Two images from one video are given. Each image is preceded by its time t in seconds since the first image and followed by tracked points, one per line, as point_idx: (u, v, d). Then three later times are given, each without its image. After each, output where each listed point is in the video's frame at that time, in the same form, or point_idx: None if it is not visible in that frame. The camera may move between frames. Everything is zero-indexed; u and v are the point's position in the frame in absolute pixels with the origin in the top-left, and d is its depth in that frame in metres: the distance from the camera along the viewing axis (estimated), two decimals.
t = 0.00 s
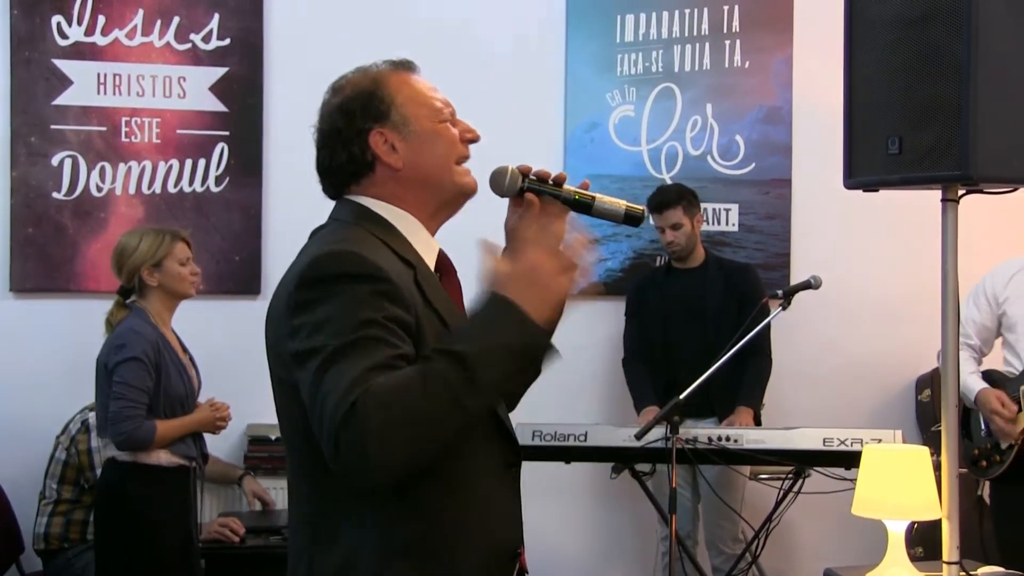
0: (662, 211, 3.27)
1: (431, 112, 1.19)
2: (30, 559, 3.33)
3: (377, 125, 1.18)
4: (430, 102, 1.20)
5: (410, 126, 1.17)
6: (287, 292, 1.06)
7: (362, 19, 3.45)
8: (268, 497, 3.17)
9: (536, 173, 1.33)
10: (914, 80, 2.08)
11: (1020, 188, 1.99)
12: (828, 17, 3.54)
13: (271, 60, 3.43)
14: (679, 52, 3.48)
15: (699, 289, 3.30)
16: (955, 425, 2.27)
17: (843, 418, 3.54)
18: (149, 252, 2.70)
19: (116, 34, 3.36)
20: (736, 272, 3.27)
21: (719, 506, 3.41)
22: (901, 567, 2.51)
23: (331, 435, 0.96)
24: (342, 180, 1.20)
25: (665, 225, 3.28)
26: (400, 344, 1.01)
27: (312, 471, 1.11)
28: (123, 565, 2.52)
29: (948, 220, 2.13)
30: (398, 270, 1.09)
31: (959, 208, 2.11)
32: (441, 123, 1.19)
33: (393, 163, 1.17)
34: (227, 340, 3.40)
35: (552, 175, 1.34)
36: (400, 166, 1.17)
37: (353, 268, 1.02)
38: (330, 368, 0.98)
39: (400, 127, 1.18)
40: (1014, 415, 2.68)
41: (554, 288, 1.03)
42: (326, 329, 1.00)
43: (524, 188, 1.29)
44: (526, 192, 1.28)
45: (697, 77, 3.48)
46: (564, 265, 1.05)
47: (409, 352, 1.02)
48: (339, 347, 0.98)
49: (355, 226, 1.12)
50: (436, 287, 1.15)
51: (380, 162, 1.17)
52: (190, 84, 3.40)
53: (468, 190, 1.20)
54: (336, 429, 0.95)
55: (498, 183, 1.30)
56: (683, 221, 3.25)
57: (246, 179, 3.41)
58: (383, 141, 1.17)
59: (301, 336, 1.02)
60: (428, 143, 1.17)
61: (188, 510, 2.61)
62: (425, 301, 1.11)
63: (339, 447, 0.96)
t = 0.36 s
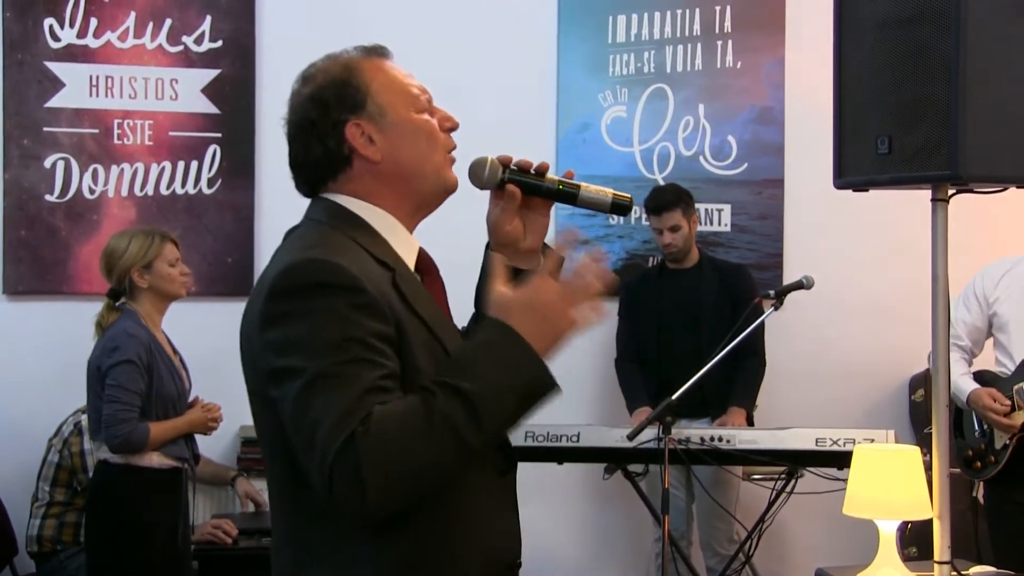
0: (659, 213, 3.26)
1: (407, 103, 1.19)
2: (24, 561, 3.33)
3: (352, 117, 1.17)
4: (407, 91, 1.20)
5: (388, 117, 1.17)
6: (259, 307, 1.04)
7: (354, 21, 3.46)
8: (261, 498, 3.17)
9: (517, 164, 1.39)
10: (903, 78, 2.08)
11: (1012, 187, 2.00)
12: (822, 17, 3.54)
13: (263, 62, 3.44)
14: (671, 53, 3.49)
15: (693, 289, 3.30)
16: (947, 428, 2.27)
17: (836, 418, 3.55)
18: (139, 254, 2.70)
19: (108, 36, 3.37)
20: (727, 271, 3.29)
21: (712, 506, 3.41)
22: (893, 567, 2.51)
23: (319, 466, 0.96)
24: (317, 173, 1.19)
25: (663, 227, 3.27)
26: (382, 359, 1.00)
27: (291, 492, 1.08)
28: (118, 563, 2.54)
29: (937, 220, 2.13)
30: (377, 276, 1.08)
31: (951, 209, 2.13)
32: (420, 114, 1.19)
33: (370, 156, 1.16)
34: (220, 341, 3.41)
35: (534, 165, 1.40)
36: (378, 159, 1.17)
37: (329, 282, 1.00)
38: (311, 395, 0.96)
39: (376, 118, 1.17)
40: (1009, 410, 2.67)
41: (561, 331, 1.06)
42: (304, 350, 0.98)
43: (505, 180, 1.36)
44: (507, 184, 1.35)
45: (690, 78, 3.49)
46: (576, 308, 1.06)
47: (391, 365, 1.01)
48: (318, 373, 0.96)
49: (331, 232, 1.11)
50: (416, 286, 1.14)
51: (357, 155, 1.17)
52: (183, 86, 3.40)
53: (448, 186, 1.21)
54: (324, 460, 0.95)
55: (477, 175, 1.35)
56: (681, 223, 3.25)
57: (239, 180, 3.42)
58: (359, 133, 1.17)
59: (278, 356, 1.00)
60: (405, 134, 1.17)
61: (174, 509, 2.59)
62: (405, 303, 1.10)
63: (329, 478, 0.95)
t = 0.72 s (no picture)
0: (661, 215, 3.25)
1: (401, 98, 1.20)
2: (23, 561, 3.34)
3: (344, 110, 1.17)
4: (402, 85, 1.20)
5: (380, 112, 1.17)
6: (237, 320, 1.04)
7: (354, 22, 3.46)
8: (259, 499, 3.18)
9: (516, 163, 1.40)
10: (900, 79, 2.08)
11: (1009, 187, 2.00)
12: (821, 18, 3.54)
13: (262, 63, 3.45)
14: (670, 54, 3.49)
15: (692, 291, 3.30)
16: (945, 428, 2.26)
17: (835, 419, 3.54)
18: (126, 254, 2.72)
19: (108, 37, 3.38)
20: (725, 272, 3.29)
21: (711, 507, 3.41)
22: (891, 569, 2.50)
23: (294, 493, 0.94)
24: (306, 166, 1.19)
25: (664, 228, 3.26)
26: (363, 379, 0.99)
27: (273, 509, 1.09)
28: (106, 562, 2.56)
29: (934, 221, 2.13)
30: (360, 289, 1.08)
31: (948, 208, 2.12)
32: (415, 110, 1.20)
33: (361, 152, 1.17)
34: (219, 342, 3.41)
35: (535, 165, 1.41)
36: (368, 154, 1.17)
37: (309, 298, 1.00)
38: (288, 419, 0.95)
39: (368, 113, 1.18)
40: None
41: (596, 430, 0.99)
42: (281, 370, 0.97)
43: (503, 179, 1.38)
44: (505, 184, 1.36)
45: (689, 78, 3.49)
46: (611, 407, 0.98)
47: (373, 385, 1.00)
48: (295, 398, 0.95)
49: (315, 236, 1.12)
50: (403, 295, 1.13)
51: (348, 150, 1.17)
52: (182, 87, 3.41)
53: (438, 186, 1.23)
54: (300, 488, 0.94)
55: (474, 173, 1.37)
56: (682, 224, 3.26)
57: (238, 181, 3.42)
58: (350, 128, 1.17)
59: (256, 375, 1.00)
60: (397, 131, 1.18)
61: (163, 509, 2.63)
62: (389, 315, 1.10)
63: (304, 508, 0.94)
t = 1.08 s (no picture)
0: (662, 216, 3.25)
1: (392, 104, 1.20)
2: (24, 557, 3.35)
3: (334, 115, 1.17)
4: (394, 91, 1.20)
5: (371, 119, 1.18)
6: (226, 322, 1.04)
7: (357, 20, 3.46)
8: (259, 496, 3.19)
9: (503, 164, 1.39)
10: (902, 81, 2.08)
11: (1011, 190, 2.00)
12: (823, 18, 3.54)
13: (265, 61, 3.45)
14: (672, 53, 3.49)
15: (692, 291, 3.30)
16: (944, 424, 2.28)
17: (835, 419, 3.55)
18: (120, 251, 2.74)
19: (110, 35, 3.37)
20: (726, 272, 3.29)
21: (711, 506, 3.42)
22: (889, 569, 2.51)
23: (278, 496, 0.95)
24: (296, 169, 1.20)
25: (665, 229, 3.26)
26: (348, 382, 0.99)
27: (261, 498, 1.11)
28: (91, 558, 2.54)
29: (936, 222, 2.14)
30: (349, 292, 1.08)
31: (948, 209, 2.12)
32: (405, 117, 1.20)
33: (351, 157, 1.17)
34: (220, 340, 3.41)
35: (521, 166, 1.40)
36: (358, 159, 1.18)
37: (296, 301, 1.00)
38: (273, 421, 0.96)
39: (359, 117, 1.18)
40: None
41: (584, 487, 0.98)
42: (267, 372, 0.97)
43: (489, 181, 1.37)
44: (491, 186, 1.35)
45: (691, 78, 3.49)
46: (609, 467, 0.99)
47: (358, 387, 1.00)
48: (282, 401, 0.95)
49: (305, 239, 1.12)
50: (391, 296, 1.14)
51: (337, 155, 1.18)
52: (184, 85, 3.41)
53: (429, 193, 1.24)
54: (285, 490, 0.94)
55: (461, 175, 1.37)
56: (683, 224, 3.26)
57: (240, 179, 3.43)
58: (340, 133, 1.18)
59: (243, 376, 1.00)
60: (387, 138, 1.19)
61: (147, 506, 2.63)
62: (378, 316, 1.10)
63: (287, 509, 0.95)
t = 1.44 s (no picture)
0: (657, 214, 3.25)
1: (386, 107, 1.20)
2: (20, 556, 3.34)
3: (331, 120, 1.19)
4: (387, 96, 1.21)
5: (364, 122, 1.18)
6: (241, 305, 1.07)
7: (355, 19, 3.46)
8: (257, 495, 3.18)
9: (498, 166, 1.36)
10: (899, 81, 2.09)
11: (1006, 189, 2.02)
12: (820, 19, 3.55)
13: (263, 60, 3.44)
14: (670, 53, 3.50)
15: (689, 291, 3.31)
16: (939, 423, 2.28)
17: (832, 418, 3.57)
18: (120, 249, 2.74)
19: (107, 33, 3.37)
20: (723, 272, 3.29)
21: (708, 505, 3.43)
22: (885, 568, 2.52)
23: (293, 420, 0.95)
24: (295, 174, 1.21)
25: (660, 227, 3.26)
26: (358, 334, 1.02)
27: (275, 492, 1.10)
28: (87, 557, 2.54)
29: (931, 221, 2.15)
30: (355, 272, 1.10)
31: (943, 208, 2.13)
32: (398, 120, 1.20)
33: (347, 160, 1.18)
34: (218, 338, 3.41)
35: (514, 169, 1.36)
36: (354, 162, 1.18)
37: (308, 272, 1.04)
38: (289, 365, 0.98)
39: (354, 122, 1.19)
40: None
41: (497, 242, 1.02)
42: (284, 330, 1.00)
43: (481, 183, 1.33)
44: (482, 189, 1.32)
45: (688, 78, 3.50)
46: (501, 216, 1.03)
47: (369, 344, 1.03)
48: (298, 348, 0.98)
49: (305, 230, 1.13)
50: (392, 283, 1.16)
51: (334, 158, 1.19)
52: (182, 83, 3.40)
53: (424, 188, 1.22)
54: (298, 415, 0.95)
55: (453, 177, 1.36)
56: (677, 224, 3.26)
57: (238, 178, 3.43)
58: (337, 137, 1.19)
59: (261, 344, 1.03)
60: (381, 139, 1.19)
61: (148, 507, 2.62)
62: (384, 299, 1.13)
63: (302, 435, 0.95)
